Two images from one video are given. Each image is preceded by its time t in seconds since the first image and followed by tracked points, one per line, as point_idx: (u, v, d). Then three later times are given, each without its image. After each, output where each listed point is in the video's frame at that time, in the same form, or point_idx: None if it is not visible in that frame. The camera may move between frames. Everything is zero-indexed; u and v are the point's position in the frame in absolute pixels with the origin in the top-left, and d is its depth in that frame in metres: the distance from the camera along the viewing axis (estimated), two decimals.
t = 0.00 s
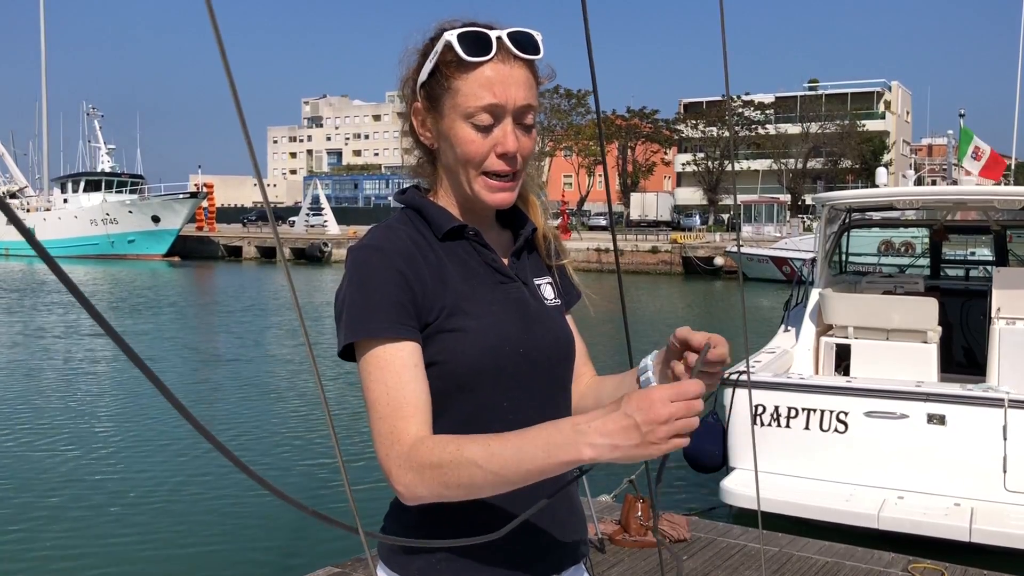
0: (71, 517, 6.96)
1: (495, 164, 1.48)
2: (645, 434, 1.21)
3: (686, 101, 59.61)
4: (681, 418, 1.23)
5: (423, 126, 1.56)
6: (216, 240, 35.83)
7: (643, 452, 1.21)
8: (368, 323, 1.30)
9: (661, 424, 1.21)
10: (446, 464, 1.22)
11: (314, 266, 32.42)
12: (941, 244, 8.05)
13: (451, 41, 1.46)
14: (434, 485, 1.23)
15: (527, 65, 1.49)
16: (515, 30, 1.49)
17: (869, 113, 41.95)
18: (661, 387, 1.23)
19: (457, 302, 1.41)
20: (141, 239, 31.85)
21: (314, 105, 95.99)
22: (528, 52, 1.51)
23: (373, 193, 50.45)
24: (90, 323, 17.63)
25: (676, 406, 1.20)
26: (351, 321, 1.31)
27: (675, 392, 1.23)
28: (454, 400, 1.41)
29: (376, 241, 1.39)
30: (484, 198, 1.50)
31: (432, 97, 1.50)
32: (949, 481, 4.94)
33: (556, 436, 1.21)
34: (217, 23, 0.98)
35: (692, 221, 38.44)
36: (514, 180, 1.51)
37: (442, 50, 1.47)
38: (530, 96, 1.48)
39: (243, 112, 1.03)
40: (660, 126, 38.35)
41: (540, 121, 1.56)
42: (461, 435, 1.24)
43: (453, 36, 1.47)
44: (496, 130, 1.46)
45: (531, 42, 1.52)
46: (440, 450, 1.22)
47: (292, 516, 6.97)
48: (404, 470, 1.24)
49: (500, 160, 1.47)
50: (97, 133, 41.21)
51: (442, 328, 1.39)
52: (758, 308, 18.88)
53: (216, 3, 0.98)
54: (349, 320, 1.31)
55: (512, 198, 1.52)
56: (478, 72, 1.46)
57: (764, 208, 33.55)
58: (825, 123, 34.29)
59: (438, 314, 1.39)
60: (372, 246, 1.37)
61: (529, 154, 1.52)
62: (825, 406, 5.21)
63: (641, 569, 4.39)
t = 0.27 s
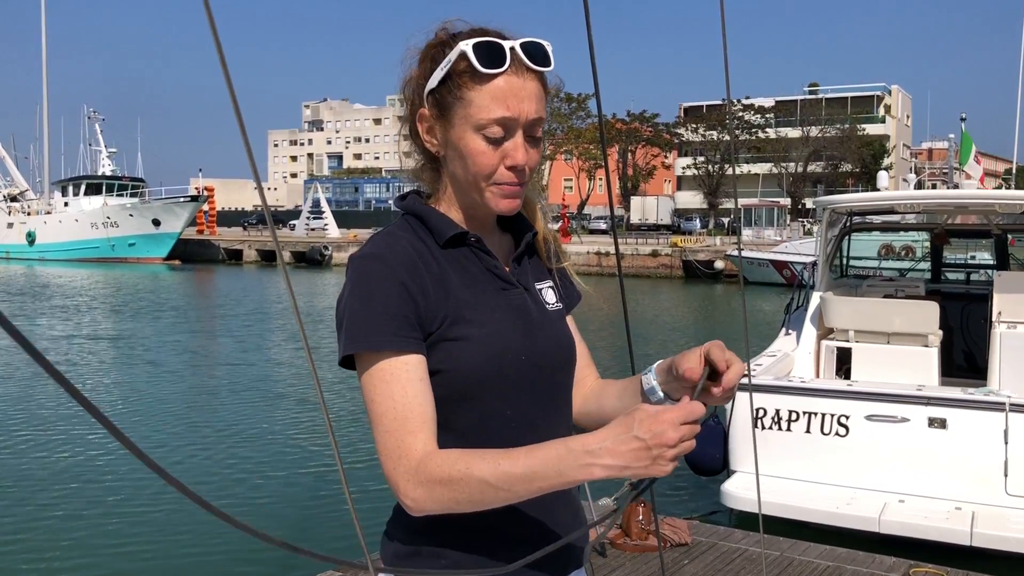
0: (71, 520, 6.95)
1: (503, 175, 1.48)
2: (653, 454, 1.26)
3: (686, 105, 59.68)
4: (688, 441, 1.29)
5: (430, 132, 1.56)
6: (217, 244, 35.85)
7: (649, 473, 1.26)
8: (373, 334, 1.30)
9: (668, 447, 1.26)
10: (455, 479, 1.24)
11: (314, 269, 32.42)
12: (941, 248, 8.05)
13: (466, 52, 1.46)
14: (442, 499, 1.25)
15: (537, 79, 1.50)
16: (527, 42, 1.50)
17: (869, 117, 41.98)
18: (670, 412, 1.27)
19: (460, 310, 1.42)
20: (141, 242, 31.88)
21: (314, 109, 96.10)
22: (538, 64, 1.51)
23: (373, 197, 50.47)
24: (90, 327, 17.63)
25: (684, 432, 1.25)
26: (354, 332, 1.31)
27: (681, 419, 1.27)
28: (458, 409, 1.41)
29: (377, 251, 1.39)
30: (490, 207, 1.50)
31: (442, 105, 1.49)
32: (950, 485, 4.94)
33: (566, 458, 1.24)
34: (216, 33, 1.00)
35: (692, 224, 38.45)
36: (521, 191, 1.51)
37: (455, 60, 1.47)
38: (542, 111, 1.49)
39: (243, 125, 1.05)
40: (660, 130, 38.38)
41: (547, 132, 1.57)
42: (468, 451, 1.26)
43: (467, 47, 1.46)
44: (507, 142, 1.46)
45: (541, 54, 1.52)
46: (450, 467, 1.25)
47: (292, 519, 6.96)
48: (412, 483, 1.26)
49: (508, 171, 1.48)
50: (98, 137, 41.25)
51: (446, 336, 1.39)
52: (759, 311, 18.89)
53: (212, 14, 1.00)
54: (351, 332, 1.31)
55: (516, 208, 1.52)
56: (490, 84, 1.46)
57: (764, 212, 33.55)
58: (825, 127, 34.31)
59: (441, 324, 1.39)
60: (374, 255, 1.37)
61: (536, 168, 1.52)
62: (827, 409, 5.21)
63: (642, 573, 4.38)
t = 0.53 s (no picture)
0: (70, 522, 6.93)
1: (502, 183, 1.47)
2: (651, 470, 1.23)
3: (687, 109, 59.67)
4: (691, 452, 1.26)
5: (430, 140, 1.55)
6: (217, 245, 35.87)
7: (648, 489, 1.23)
8: (375, 345, 1.30)
9: (669, 464, 1.23)
10: (457, 492, 1.23)
11: (315, 271, 32.42)
12: (943, 253, 8.03)
13: (466, 57, 1.45)
14: (443, 510, 1.24)
15: (539, 85, 1.49)
16: (528, 47, 1.49)
17: (870, 120, 42.00)
18: (672, 426, 1.24)
19: (460, 317, 1.41)
20: (142, 244, 31.89)
21: (315, 111, 96.17)
22: (540, 69, 1.50)
23: (374, 199, 50.51)
24: (91, 328, 17.63)
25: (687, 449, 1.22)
26: (355, 342, 1.31)
27: (686, 435, 1.24)
28: (461, 414, 1.41)
29: (376, 260, 1.38)
30: (489, 215, 1.49)
31: (441, 112, 1.48)
32: (952, 489, 4.92)
33: (565, 476, 1.22)
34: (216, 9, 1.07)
35: (693, 228, 38.42)
36: (521, 198, 1.50)
37: (454, 68, 1.46)
38: (540, 120, 1.48)
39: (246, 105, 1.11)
40: (661, 133, 38.38)
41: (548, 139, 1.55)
42: (469, 460, 1.25)
43: (467, 53, 1.45)
44: (507, 150, 1.45)
45: (543, 58, 1.51)
46: (451, 479, 1.24)
47: (293, 521, 6.95)
48: (414, 496, 1.26)
49: (507, 178, 1.47)
50: (99, 138, 41.34)
51: (447, 345, 1.38)
52: (760, 315, 18.87)
53: (223, 10, 1.08)
54: (353, 340, 1.31)
55: (515, 214, 1.51)
56: (489, 91, 1.45)
57: (764, 216, 33.55)
58: (826, 131, 34.31)
59: (442, 331, 1.38)
60: (373, 264, 1.36)
61: (536, 173, 1.51)
62: (828, 413, 5.20)
63: None
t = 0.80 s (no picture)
0: (71, 522, 6.93)
1: (503, 182, 1.47)
2: (664, 443, 1.21)
3: (689, 112, 59.67)
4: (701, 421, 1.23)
5: (431, 143, 1.56)
6: (219, 246, 35.86)
7: (663, 456, 1.20)
8: (382, 348, 1.30)
9: (679, 423, 1.22)
10: (468, 490, 1.23)
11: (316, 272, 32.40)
12: (945, 257, 8.02)
13: (462, 58, 1.46)
14: (455, 509, 1.23)
15: (538, 82, 1.49)
16: (525, 44, 1.49)
17: (872, 124, 41.98)
18: (678, 391, 1.24)
19: (466, 321, 1.41)
20: (144, 243, 31.88)
21: (317, 111, 96.19)
22: (539, 66, 1.51)
23: (376, 200, 50.51)
24: (92, 327, 17.61)
25: (694, 409, 1.21)
26: (361, 346, 1.31)
27: (692, 399, 1.24)
28: (467, 417, 1.41)
29: (381, 262, 1.38)
30: (492, 213, 1.49)
31: (441, 113, 1.49)
32: (954, 494, 4.92)
33: (580, 452, 1.21)
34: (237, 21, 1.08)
35: (695, 231, 38.40)
36: (524, 198, 1.50)
37: (452, 67, 1.46)
38: (539, 114, 1.48)
39: (258, 100, 1.11)
40: (663, 136, 38.36)
41: (548, 137, 1.56)
42: (478, 458, 1.25)
43: (464, 52, 1.46)
44: (507, 147, 1.45)
45: (541, 56, 1.52)
46: (461, 477, 1.23)
47: (293, 522, 6.95)
48: (431, 494, 1.25)
49: (509, 177, 1.47)
50: (101, 138, 41.33)
51: (453, 348, 1.39)
52: (762, 318, 18.85)
53: (233, 15, 1.08)
54: (360, 346, 1.31)
55: (519, 214, 1.51)
56: (487, 88, 1.45)
57: (766, 219, 33.53)
58: (829, 135, 34.30)
59: (448, 334, 1.39)
60: (379, 268, 1.36)
61: (538, 170, 1.51)
62: (830, 417, 5.20)
63: None
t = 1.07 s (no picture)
0: (71, 521, 6.92)
1: (507, 177, 1.47)
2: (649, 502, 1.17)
3: (691, 114, 59.68)
4: (698, 492, 1.17)
5: (435, 139, 1.56)
6: (220, 245, 35.86)
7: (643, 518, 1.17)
8: (385, 344, 1.30)
9: (673, 494, 1.16)
10: (468, 491, 1.22)
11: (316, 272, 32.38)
12: (946, 260, 8.02)
13: (465, 53, 1.46)
14: (454, 513, 1.22)
15: (540, 78, 1.49)
16: (528, 42, 1.49)
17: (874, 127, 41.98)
18: (680, 455, 1.17)
19: (470, 320, 1.41)
20: (145, 242, 31.89)
21: (318, 111, 96.19)
22: (541, 64, 1.51)
23: (377, 201, 50.52)
24: (92, 326, 17.60)
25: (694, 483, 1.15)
26: (364, 343, 1.31)
27: (701, 466, 1.17)
28: (471, 414, 1.41)
29: (386, 259, 1.38)
30: (495, 212, 1.49)
31: (444, 109, 1.49)
32: (955, 497, 4.92)
33: (565, 489, 1.19)
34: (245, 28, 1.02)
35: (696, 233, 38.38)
36: (527, 194, 1.50)
37: (454, 62, 1.47)
38: (543, 112, 1.48)
39: (264, 99, 1.07)
40: (665, 138, 38.34)
41: (552, 135, 1.56)
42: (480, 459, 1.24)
43: (467, 48, 1.46)
44: (510, 143, 1.45)
45: (544, 53, 1.52)
46: (462, 479, 1.22)
47: (294, 522, 6.94)
48: (424, 495, 1.25)
49: (512, 173, 1.46)
50: (103, 136, 41.35)
51: (456, 346, 1.38)
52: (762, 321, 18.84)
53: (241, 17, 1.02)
54: (364, 341, 1.30)
55: (523, 212, 1.51)
56: (490, 85, 1.45)
57: (768, 222, 33.51)
58: (830, 137, 34.29)
59: (452, 332, 1.38)
60: (384, 264, 1.36)
61: (541, 169, 1.51)
62: (831, 420, 5.20)
63: None
